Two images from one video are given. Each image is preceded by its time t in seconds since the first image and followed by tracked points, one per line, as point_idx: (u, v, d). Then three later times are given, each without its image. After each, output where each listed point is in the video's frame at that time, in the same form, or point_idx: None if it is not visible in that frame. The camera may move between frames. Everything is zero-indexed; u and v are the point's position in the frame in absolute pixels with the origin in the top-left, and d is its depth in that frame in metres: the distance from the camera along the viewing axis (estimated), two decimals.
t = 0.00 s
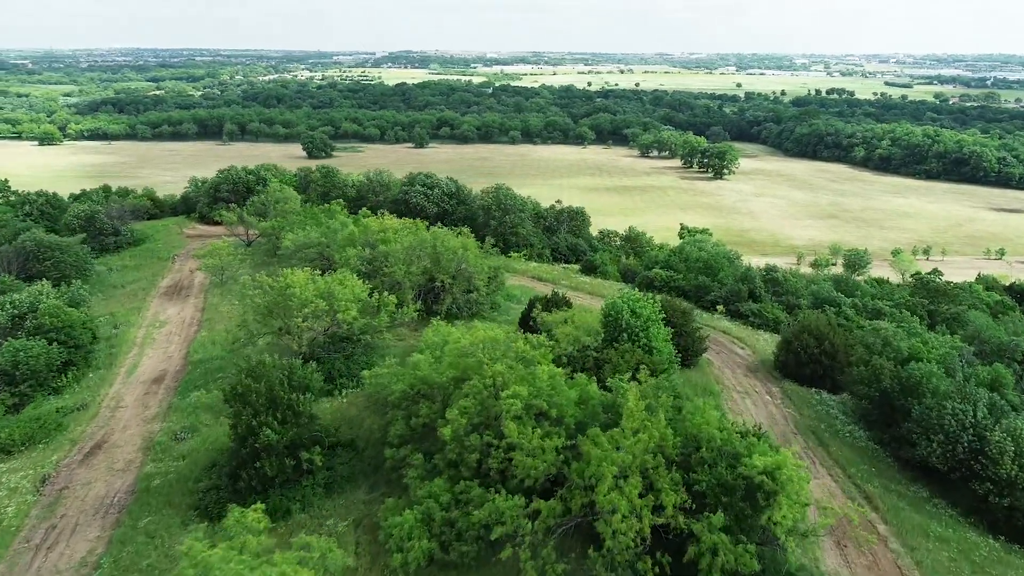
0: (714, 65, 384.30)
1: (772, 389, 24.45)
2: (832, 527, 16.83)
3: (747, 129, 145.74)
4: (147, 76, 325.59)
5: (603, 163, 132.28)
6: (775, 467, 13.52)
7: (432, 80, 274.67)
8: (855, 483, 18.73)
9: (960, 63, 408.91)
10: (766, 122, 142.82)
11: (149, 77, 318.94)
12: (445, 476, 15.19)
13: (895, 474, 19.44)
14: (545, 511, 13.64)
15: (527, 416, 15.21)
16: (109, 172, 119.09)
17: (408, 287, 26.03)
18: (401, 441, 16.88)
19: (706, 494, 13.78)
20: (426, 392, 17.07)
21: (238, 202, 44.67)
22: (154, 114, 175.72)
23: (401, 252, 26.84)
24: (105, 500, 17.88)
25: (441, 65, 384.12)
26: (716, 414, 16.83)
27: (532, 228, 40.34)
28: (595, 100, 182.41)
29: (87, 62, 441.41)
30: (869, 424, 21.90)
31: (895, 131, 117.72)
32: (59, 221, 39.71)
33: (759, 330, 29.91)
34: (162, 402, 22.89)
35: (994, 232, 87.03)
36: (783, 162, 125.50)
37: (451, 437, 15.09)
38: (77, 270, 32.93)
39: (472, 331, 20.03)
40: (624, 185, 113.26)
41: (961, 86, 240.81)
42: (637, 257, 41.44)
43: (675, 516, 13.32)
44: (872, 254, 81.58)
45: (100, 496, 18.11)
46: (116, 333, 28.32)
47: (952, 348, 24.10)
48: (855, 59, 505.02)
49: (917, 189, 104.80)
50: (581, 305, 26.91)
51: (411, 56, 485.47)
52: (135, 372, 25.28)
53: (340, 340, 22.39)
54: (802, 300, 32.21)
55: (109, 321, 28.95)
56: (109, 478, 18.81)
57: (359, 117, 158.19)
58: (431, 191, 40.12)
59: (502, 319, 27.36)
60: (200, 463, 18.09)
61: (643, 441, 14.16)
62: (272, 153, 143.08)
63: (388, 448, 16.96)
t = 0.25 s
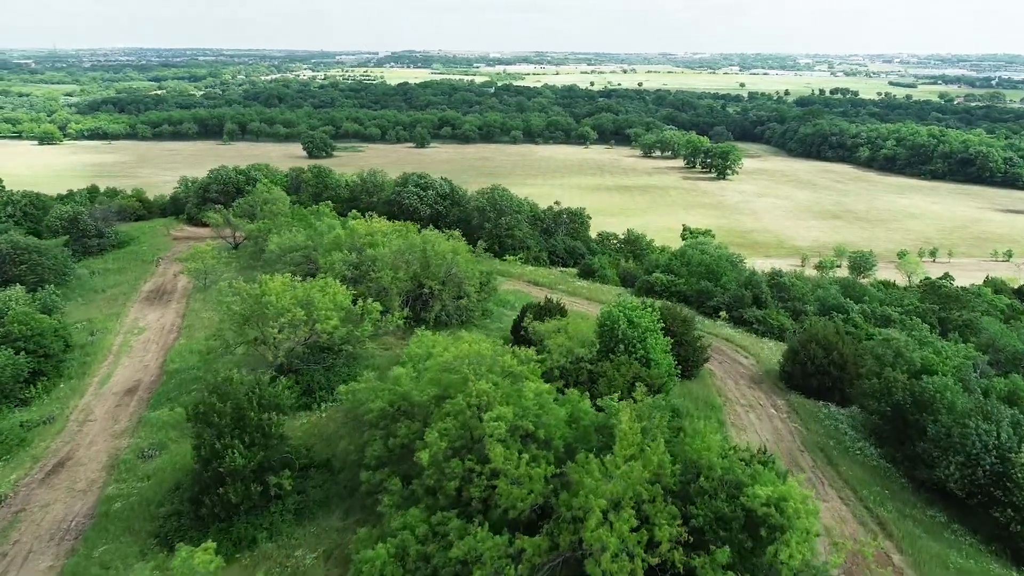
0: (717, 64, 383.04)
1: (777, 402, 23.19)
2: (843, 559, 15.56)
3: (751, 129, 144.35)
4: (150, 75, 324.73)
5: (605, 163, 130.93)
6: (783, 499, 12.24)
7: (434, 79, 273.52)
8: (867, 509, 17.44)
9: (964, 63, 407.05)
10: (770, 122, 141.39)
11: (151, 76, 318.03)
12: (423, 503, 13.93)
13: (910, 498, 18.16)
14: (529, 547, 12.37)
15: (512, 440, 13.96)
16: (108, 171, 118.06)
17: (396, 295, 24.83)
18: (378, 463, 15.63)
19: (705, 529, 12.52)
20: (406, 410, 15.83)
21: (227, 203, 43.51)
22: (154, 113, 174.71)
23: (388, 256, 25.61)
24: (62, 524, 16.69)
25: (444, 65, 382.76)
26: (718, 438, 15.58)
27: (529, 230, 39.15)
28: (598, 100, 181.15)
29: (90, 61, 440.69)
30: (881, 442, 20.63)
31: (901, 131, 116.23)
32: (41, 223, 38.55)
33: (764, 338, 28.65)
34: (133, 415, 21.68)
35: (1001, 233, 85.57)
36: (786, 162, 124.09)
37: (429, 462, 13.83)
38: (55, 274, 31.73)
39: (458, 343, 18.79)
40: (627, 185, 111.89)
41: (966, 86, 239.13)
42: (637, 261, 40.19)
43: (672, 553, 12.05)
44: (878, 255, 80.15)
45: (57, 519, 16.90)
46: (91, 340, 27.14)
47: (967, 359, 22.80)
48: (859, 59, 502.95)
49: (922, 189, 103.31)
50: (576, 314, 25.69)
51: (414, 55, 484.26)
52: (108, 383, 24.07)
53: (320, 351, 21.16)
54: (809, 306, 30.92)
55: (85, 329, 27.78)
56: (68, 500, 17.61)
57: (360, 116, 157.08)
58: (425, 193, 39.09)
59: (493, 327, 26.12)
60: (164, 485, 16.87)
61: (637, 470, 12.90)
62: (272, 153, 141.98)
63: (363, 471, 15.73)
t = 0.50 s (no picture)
0: (719, 63, 381.65)
1: (782, 418, 21.74)
2: None
3: (752, 128, 142.84)
4: (149, 74, 323.33)
5: (606, 162, 129.40)
6: (792, 544, 10.83)
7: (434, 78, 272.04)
8: (881, 541, 16.01)
9: (966, 63, 405.70)
10: (771, 121, 139.89)
11: (151, 75, 316.42)
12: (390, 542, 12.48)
13: (928, 527, 16.72)
14: None
15: (489, 472, 12.51)
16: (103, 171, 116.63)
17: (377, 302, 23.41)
18: (344, 494, 14.19)
19: None
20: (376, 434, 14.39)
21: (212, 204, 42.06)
22: (152, 112, 173.27)
23: (369, 261, 24.17)
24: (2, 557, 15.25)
25: (444, 64, 381.15)
26: (718, 468, 14.16)
27: (523, 232, 37.72)
28: (598, 99, 179.76)
29: (91, 60, 439.00)
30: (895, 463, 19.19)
31: (904, 130, 114.68)
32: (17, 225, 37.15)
33: (767, 348, 27.20)
34: (93, 433, 20.25)
35: (1006, 234, 84.05)
36: (788, 162, 122.59)
37: (397, 496, 12.37)
38: (24, 280, 30.28)
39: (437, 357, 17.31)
40: (627, 185, 110.40)
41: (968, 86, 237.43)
42: (635, 265, 38.74)
43: None
44: (881, 256, 78.64)
45: None
46: (58, 350, 25.71)
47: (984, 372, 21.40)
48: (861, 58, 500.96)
49: (926, 189, 101.79)
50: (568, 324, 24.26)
51: (414, 54, 482.63)
52: (71, 396, 22.65)
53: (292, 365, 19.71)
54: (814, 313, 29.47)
55: (52, 338, 26.37)
56: (12, 528, 16.17)
57: (359, 115, 155.65)
58: (415, 194, 37.69)
59: (481, 336, 24.70)
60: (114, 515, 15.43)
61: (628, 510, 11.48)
62: (270, 152, 140.60)
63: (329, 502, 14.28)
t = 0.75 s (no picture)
0: (721, 63, 380.56)
1: (786, 434, 20.49)
2: None
3: (754, 128, 141.54)
4: (150, 74, 322.20)
5: (606, 161, 128.07)
6: None
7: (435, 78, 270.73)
8: None
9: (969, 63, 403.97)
10: (773, 121, 138.60)
11: (152, 75, 315.28)
12: None
13: (945, 558, 15.45)
14: None
15: (465, 510, 11.21)
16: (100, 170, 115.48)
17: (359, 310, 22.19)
18: (307, 530, 12.90)
19: None
20: (343, 462, 13.09)
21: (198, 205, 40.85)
22: (150, 112, 172.05)
23: (351, 265, 22.85)
24: None
25: (447, 63, 379.48)
26: (717, 500, 12.94)
27: (517, 235, 36.45)
28: (599, 99, 178.34)
29: (92, 60, 438.70)
30: (907, 485, 17.94)
31: (906, 130, 113.33)
32: None
33: (770, 357, 25.96)
34: (51, 452, 18.95)
35: (1011, 235, 82.65)
36: (790, 163, 121.29)
37: (362, 535, 11.05)
38: None
39: (415, 372, 16.00)
40: (628, 185, 109.17)
41: (972, 85, 235.95)
42: (633, 269, 37.50)
43: None
44: (884, 258, 77.26)
45: None
46: (25, 359, 24.42)
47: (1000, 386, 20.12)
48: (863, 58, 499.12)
49: (929, 190, 100.48)
50: (561, 334, 23.01)
51: (415, 54, 481.25)
52: (33, 410, 21.39)
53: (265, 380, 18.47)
54: (820, 320, 28.18)
55: (20, 347, 25.09)
56: None
57: (358, 115, 154.48)
58: (406, 195, 36.46)
59: (469, 346, 23.47)
60: (61, 549, 14.13)
61: (618, 557, 10.25)
62: (269, 152, 139.47)
63: (292, 538, 12.99)
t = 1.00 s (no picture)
0: (724, 63, 379.00)
1: (792, 455, 19.05)
2: None
3: (756, 128, 140.03)
4: (150, 73, 320.96)
5: (607, 161, 126.57)
6: None
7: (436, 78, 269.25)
8: None
9: (972, 63, 401.88)
10: (775, 121, 137.09)
11: (152, 74, 314.00)
12: None
13: None
14: None
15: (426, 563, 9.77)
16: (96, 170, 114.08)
17: (336, 319, 20.77)
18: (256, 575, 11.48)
19: None
20: (299, 499, 11.66)
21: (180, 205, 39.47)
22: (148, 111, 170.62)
23: (328, 271, 21.43)
24: None
25: (449, 63, 377.80)
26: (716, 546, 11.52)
27: (510, 238, 35.08)
28: (601, 98, 176.87)
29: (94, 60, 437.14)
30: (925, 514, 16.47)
31: (911, 130, 111.75)
32: None
33: (775, 368, 24.56)
34: None
35: (1018, 236, 81.08)
36: (793, 163, 119.79)
37: None
38: None
39: (383, 391, 14.59)
40: (629, 185, 107.71)
41: (976, 85, 234.14)
42: (631, 273, 36.06)
43: None
44: (889, 260, 75.72)
45: None
46: None
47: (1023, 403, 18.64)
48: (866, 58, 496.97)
49: (933, 190, 98.89)
50: (552, 345, 21.59)
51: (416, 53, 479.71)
52: None
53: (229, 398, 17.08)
54: (826, 327, 26.74)
55: None
56: None
57: (358, 114, 153.03)
58: (395, 196, 35.02)
59: (454, 358, 22.07)
60: None
61: None
62: (267, 151, 138.08)
63: None
